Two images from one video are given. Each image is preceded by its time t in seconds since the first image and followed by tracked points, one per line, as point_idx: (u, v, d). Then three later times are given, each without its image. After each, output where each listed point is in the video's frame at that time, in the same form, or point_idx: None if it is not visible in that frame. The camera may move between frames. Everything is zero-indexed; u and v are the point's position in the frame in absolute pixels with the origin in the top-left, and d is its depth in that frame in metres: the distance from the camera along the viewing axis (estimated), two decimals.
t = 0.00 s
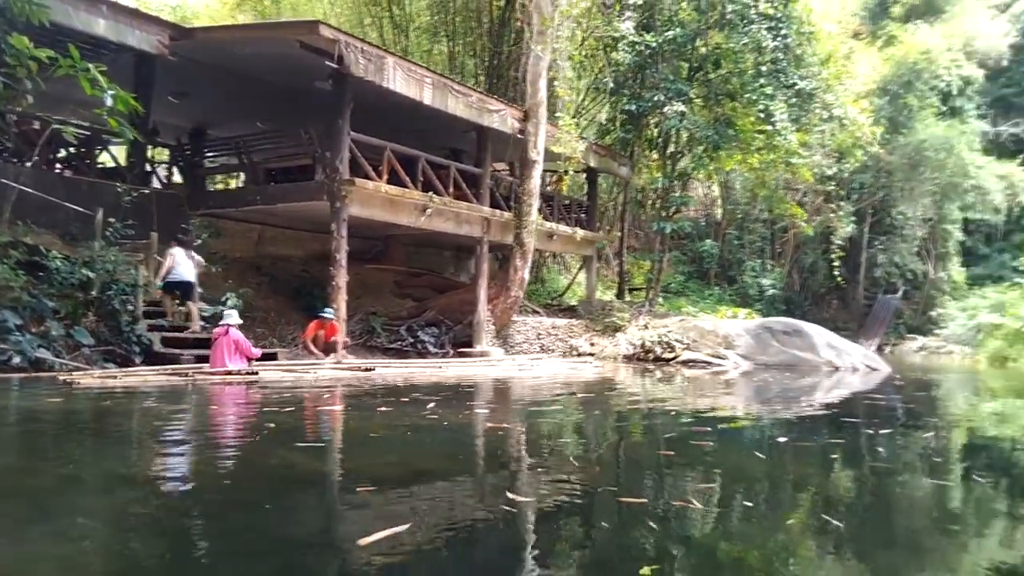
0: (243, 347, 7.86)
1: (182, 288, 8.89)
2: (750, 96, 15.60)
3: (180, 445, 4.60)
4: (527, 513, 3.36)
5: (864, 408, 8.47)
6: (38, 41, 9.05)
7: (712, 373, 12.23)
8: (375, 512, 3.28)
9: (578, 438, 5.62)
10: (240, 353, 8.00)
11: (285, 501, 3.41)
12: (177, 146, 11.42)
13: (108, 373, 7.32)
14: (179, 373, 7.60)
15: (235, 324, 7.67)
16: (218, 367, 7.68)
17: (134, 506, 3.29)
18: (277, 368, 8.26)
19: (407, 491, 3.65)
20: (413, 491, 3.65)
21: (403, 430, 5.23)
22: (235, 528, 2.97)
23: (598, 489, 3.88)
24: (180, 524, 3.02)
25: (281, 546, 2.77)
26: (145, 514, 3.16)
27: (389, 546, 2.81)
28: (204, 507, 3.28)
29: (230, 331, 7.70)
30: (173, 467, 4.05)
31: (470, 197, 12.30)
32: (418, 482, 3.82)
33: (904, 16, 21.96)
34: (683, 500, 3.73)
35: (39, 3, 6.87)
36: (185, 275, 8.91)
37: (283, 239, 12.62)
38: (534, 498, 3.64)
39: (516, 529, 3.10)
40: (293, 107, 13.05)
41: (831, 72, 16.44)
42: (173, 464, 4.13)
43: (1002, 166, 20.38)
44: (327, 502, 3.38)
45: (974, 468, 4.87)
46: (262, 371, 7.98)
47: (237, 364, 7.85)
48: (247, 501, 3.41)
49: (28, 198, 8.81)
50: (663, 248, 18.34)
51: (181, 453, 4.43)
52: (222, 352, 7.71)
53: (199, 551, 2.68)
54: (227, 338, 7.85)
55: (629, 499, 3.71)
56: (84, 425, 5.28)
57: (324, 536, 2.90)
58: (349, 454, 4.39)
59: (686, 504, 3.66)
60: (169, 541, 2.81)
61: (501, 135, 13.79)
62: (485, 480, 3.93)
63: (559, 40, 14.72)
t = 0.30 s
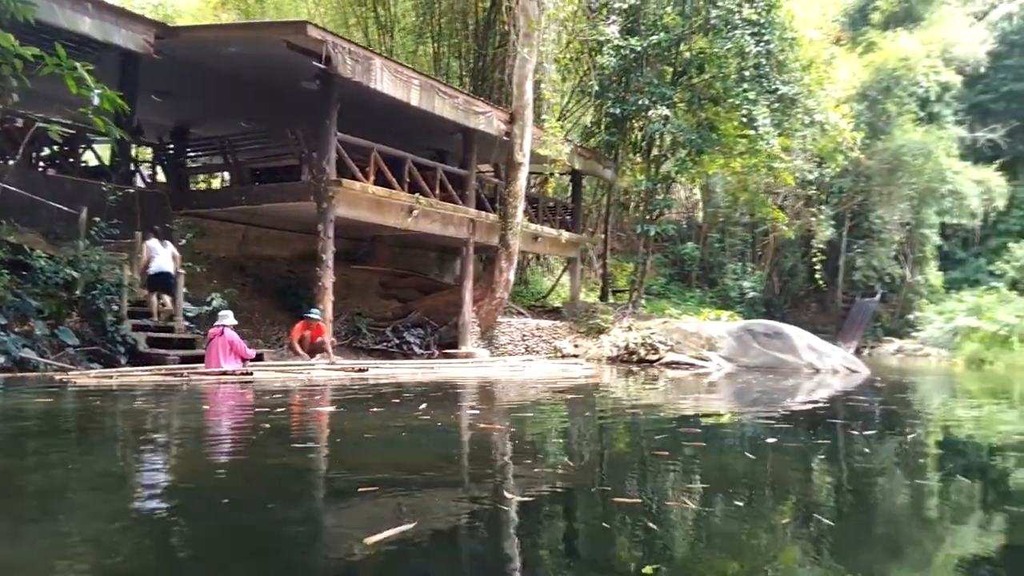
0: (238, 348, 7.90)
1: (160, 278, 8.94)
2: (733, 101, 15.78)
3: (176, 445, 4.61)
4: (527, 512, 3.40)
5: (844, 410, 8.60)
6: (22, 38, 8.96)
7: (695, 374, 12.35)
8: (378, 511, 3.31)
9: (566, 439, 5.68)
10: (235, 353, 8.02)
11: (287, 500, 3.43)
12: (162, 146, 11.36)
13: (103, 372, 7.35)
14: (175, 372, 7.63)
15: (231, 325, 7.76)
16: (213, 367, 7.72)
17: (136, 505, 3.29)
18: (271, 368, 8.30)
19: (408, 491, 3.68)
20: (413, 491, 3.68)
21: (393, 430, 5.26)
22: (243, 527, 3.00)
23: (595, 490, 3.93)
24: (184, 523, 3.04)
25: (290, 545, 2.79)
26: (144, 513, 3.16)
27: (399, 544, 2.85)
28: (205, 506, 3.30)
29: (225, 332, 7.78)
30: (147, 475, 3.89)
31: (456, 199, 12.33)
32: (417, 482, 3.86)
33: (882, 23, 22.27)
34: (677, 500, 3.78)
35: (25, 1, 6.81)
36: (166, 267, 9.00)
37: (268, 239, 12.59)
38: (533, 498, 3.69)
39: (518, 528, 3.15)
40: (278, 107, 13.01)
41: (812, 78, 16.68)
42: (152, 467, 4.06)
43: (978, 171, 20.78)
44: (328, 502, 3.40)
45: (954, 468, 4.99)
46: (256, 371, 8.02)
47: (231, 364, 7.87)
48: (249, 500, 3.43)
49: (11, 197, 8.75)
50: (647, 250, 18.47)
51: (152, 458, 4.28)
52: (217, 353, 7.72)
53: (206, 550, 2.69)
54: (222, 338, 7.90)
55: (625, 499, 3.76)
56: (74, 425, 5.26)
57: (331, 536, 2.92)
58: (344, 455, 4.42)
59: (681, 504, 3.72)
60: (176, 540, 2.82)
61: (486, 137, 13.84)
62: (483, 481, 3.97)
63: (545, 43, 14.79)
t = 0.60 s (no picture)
0: (237, 345, 8.00)
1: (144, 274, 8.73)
2: (722, 103, 15.91)
3: (176, 442, 4.62)
4: (529, 508, 3.44)
5: (830, 409, 8.72)
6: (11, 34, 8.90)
7: (684, 374, 12.44)
8: (385, 507, 3.34)
9: (560, 437, 5.73)
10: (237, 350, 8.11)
11: (292, 497, 3.46)
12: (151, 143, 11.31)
13: (104, 369, 7.37)
14: (174, 370, 7.65)
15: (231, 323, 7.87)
16: (214, 365, 7.79)
17: (142, 501, 3.31)
18: (269, 366, 8.32)
19: (410, 488, 3.72)
20: (416, 488, 3.72)
21: (389, 428, 5.29)
22: (253, 522, 3.02)
23: (594, 488, 3.98)
24: (190, 519, 3.06)
25: (303, 540, 2.83)
26: (150, 508, 3.19)
27: (409, 539, 2.89)
28: (211, 502, 3.32)
29: (225, 330, 7.89)
30: (128, 479, 3.72)
31: (447, 198, 12.34)
32: (418, 479, 3.90)
33: (868, 26, 22.46)
34: (676, 497, 3.84)
35: None
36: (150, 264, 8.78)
37: (259, 238, 12.56)
38: (535, 495, 3.74)
39: (524, 523, 3.19)
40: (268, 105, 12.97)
41: (800, 81, 16.84)
42: (134, 467, 3.98)
43: (961, 174, 21.05)
44: (334, 497, 3.43)
45: (941, 466, 5.09)
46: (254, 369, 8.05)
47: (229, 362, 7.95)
48: (256, 496, 3.45)
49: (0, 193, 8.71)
50: (635, 251, 18.55)
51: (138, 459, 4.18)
52: (217, 350, 7.83)
53: (220, 543, 2.73)
54: (222, 336, 8.00)
55: (626, 496, 3.81)
56: (69, 422, 5.26)
57: (341, 530, 2.96)
58: (343, 452, 4.44)
59: (680, 501, 3.78)
60: (187, 535, 2.85)
61: (477, 137, 13.88)
62: (484, 478, 4.01)
63: (534, 43, 14.84)
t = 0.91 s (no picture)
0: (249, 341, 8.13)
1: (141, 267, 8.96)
2: (719, 102, 15.95)
3: (188, 438, 4.66)
4: (541, 504, 3.49)
5: (827, 406, 8.80)
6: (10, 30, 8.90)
7: (681, 372, 12.51)
8: (400, 501, 3.39)
9: (562, 434, 5.77)
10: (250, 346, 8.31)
11: (307, 490, 3.51)
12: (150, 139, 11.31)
13: (120, 366, 7.43)
14: (189, 366, 7.74)
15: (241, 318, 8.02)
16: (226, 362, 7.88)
17: (157, 494, 3.35)
18: (282, 363, 8.41)
19: (422, 484, 3.76)
20: (427, 484, 3.76)
21: (394, 424, 5.33)
22: (274, 515, 3.07)
23: (602, 485, 4.03)
24: (205, 511, 3.09)
25: (329, 532, 2.87)
26: (162, 501, 3.22)
27: (431, 533, 2.93)
28: (226, 496, 3.36)
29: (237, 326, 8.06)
30: (120, 474, 3.73)
31: (446, 196, 12.37)
32: (427, 475, 3.94)
33: (863, 26, 22.56)
34: (686, 493, 3.92)
35: None
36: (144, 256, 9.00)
37: (258, 234, 12.58)
38: (547, 491, 3.79)
39: (540, 519, 3.24)
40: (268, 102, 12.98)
41: (798, 80, 16.90)
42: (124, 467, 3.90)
43: (954, 173, 21.18)
44: (349, 491, 3.48)
45: (939, 464, 5.16)
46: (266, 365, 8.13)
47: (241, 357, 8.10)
48: (272, 490, 3.49)
49: None
50: (632, 249, 18.60)
51: (136, 455, 4.17)
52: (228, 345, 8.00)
53: (242, 531, 2.78)
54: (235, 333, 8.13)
55: (636, 493, 3.86)
56: (76, 418, 5.29)
57: (360, 524, 3.01)
58: (352, 447, 4.48)
59: (688, 497, 3.84)
60: (208, 526, 2.89)
61: (476, 135, 13.91)
62: (492, 475, 4.06)
63: (533, 41, 14.86)
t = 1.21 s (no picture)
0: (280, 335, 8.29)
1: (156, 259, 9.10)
2: (733, 99, 15.92)
3: (217, 436, 4.70)
4: (573, 502, 3.50)
5: (844, 405, 8.78)
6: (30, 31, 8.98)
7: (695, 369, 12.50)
8: (435, 498, 3.40)
9: (581, 433, 5.79)
10: (276, 344, 8.50)
11: (339, 487, 3.53)
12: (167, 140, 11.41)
13: (150, 364, 7.61)
14: (217, 363, 7.91)
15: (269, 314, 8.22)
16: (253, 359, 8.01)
17: (193, 490, 3.39)
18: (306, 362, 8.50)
19: (452, 481, 3.78)
20: (458, 481, 3.78)
21: (416, 422, 5.37)
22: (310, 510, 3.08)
23: (631, 483, 4.04)
24: (242, 506, 3.13)
25: (373, 527, 2.86)
26: (193, 497, 3.26)
27: (473, 527, 2.92)
28: (261, 491, 3.39)
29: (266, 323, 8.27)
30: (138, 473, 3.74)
31: (460, 194, 12.41)
32: (455, 473, 3.96)
33: (876, 22, 22.50)
34: (715, 491, 3.92)
35: None
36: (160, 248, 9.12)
37: (274, 234, 12.66)
38: (579, 489, 3.79)
39: (579, 515, 3.23)
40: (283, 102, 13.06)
41: (812, 77, 16.85)
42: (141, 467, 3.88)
43: (969, 170, 21.06)
44: (380, 488, 3.51)
45: (961, 462, 5.15)
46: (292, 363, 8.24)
47: (274, 353, 8.26)
48: (307, 486, 3.51)
49: (22, 190, 8.82)
50: (645, 246, 18.57)
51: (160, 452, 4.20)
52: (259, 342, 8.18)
53: (282, 525, 2.82)
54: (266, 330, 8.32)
55: (666, 491, 3.86)
56: (103, 416, 5.35)
57: (399, 519, 3.01)
58: (378, 445, 4.51)
59: (720, 496, 3.83)
60: (249, 521, 2.91)
61: (489, 134, 13.94)
62: (520, 473, 4.07)
63: (546, 40, 14.90)
